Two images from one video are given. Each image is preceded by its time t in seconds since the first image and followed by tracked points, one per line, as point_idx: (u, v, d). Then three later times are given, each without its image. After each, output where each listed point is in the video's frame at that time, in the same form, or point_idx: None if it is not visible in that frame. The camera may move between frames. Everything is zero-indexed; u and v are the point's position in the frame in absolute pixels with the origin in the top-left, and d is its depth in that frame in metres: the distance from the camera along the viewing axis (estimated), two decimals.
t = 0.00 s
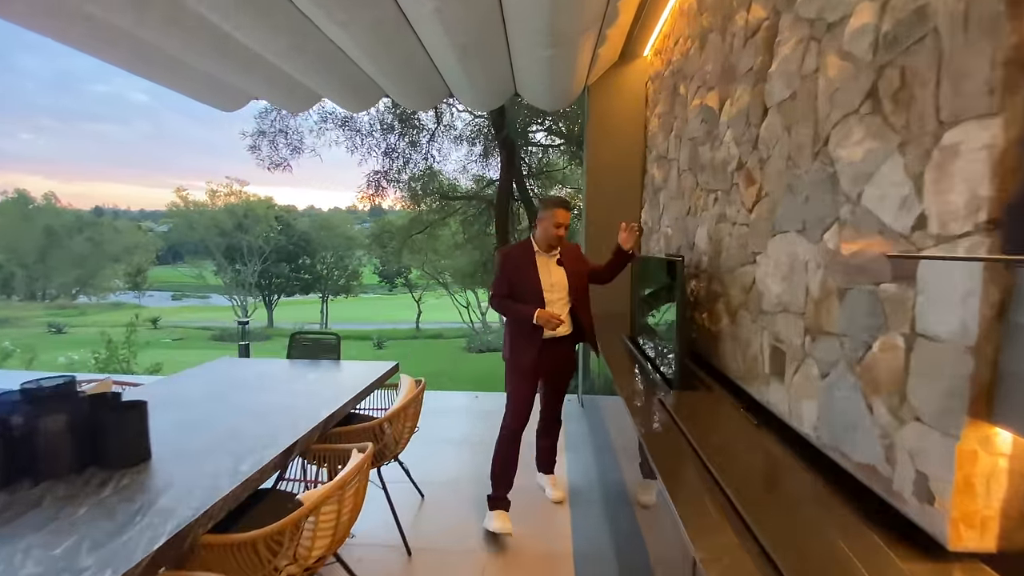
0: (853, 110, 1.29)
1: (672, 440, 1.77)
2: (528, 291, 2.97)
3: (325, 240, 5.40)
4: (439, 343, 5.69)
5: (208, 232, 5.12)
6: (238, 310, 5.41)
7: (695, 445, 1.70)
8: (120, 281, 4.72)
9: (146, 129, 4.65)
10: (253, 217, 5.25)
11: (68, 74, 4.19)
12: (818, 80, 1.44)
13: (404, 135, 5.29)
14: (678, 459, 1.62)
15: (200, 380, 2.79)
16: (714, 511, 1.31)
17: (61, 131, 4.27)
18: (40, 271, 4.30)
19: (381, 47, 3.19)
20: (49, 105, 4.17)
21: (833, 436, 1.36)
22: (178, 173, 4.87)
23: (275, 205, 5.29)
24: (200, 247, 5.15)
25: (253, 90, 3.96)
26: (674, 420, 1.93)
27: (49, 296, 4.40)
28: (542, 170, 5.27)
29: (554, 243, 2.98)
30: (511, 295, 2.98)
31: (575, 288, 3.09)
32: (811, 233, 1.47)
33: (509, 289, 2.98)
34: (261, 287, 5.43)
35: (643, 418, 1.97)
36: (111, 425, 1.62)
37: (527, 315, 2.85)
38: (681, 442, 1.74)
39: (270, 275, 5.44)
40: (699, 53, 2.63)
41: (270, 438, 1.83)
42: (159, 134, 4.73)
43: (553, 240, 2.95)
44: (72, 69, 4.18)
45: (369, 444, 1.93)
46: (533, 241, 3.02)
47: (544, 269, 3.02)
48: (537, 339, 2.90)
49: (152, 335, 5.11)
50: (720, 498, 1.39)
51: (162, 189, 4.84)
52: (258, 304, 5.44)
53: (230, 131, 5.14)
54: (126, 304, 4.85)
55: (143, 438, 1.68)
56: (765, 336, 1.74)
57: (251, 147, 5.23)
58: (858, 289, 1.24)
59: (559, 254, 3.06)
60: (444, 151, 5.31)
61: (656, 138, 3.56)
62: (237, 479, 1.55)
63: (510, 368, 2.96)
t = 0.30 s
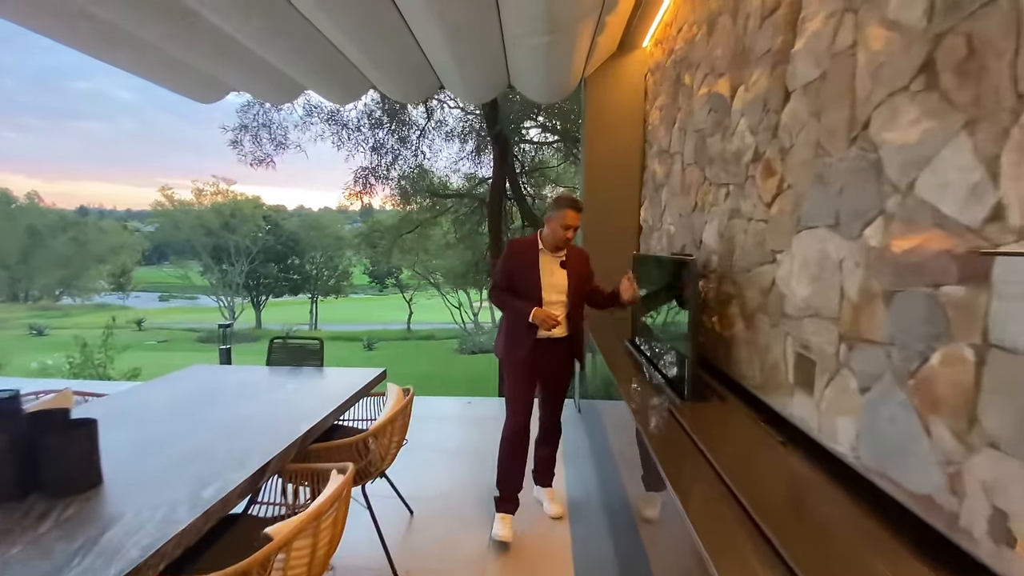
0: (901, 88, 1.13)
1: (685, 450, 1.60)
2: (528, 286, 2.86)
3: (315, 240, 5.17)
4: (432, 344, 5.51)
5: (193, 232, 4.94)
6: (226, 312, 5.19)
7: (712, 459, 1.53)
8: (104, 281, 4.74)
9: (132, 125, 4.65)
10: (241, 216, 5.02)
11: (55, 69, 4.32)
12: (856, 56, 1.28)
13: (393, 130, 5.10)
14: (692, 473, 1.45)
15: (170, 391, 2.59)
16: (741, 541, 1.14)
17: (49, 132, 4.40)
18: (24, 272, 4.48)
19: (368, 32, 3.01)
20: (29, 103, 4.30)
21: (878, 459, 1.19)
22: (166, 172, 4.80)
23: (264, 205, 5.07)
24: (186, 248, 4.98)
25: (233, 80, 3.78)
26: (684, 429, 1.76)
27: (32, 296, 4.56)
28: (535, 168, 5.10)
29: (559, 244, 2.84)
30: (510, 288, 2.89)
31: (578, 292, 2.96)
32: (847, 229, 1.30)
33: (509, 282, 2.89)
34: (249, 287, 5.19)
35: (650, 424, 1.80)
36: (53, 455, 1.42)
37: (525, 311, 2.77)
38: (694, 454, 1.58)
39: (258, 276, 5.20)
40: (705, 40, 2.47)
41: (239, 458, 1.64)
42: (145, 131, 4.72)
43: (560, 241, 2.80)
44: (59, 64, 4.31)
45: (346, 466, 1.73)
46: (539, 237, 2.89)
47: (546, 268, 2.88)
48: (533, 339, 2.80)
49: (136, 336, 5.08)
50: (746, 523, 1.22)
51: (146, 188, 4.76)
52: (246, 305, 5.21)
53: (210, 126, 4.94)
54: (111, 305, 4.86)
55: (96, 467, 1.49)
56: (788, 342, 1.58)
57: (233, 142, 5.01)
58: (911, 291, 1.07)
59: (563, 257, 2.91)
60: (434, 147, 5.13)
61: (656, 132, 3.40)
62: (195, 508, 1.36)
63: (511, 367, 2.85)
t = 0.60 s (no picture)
0: (966, 63, 0.97)
1: (705, 469, 1.42)
2: (527, 289, 2.68)
3: (304, 241, 4.94)
4: (424, 346, 5.34)
5: (179, 232, 4.71)
6: (212, 313, 5.00)
7: (736, 481, 1.36)
8: (86, 284, 4.54)
9: (119, 126, 4.35)
10: (228, 216, 4.78)
11: (42, 68, 4.07)
12: (906, 29, 1.12)
13: (382, 127, 4.93)
14: (713, 492, 1.30)
15: (135, 403, 2.38)
16: None
17: (33, 132, 4.13)
18: (5, 272, 4.29)
19: (359, 20, 2.82)
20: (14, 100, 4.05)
21: (935, 490, 1.04)
22: (153, 172, 4.52)
23: (253, 205, 4.83)
24: (174, 250, 4.77)
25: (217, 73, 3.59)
26: (701, 443, 1.59)
27: (16, 299, 4.39)
28: (528, 166, 4.95)
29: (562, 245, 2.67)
30: (507, 288, 2.73)
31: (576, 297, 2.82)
32: (894, 225, 1.15)
33: (506, 281, 2.73)
34: (237, 288, 4.98)
35: (662, 437, 1.62)
36: None
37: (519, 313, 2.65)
38: (715, 473, 1.40)
39: (246, 277, 4.99)
40: (715, 25, 2.31)
41: (205, 486, 1.45)
42: (135, 132, 4.42)
43: (563, 242, 2.63)
44: (46, 63, 4.08)
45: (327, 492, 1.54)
46: (541, 236, 2.72)
47: (545, 271, 2.72)
48: (529, 343, 2.64)
49: (119, 340, 4.87)
50: (785, 557, 1.05)
51: (128, 187, 4.48)
52: (234, 307, 5.01)
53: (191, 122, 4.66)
54: (96, 307, 4.67)
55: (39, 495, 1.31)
56: (818, 352, 1.43)
57: (214, 138, 4.78)
58: (984, 297, 0.92)
59: (564, 261, 2.74)
60: (425, 144, 4.96)
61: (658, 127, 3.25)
62: (147, 550, 1.17)
63: (507, 372, 2.66)
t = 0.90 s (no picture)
0: None
1: (722, 488, 1.28)
2: (526, 284, 2.56)
3: (292, 240, 4.77)
4: (415, 347, 5.22)
5: (163, 232, 4.52)
6: (197, 315, 4.82)
7: (759, 500, 1.22)
8: (66, 286, 4.31)
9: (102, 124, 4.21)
10: (213, 215, 4.60)
11: (24, 66, 3.93)
12: None
13: (370, 122, 4.77)
14: (729, 510, 1.18)
15: (99, 421, 2.20)
16: None
17: (14, 132, 4.01)
18: None
19: (356, 21, 2.89)
20: None
21: (997, 520, 0.90)
22: (136, 170, 4.36)
23: (239, 204, 4.65)
24: (158, 250, 4.57)
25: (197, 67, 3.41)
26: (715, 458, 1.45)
27: None
28: (521, 163, 4.81)
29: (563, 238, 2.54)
30: (507, 286, 2.62)
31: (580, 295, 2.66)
32: (942, 217, 1.01)
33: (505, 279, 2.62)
34: (224, 289, 4.80)
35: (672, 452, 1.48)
36: None
37: (521, 311, 2.51)
38: (734, 492, 1.27)
39: (233, 278, 4.80)
40: (722, 9, 2.18)
41: (164, 512, 1.30)
42: (118, 129, 4.28)
43: (562, 235, 2.51)
44: (28, 61, 3.93)
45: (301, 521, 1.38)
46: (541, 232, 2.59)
47: (544, 266, 2.58)
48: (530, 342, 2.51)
49: (99, 343, 4.67)
50: None
51: (110, 185, 4.31)
52: (221, 308, 4.84)
53: (168, 116, 4.50)
54: (79, 309, 4.46)
55: None
56: (847, 358, 1.29)
57: (193, 132, 4.60)
58: None
59: (565, 255, 2.62)
60: (414, 140, 4.81)
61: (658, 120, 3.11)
62: None
63: (503, 373, 2.53)
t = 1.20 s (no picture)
0: None
1: (735, 505, 1.15)
2: (517, 281, 2.43)
3: (278, 241, 4.63)
4: (404, 348, 5.08)
5: (145, 232, 4.44)
6: (181, 316, 4.67)
7: (777, 518, 1.08)
8: (48, 285, 4.35)
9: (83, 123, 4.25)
10: (197, 214, 4.51)
11: (5, 65, 4.08)
12: None
13: (353, 115, 4.59)
14: (734, 517, 1.10)
15: (71, 425, 2.07)
16: None
17: None
18: None
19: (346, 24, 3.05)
20: None
21: None
22: (119, 169, 4.35)
23: (224, 203, 4.55)
24: (139, 250, 4.49)
25: (165, 43, 3.30)
26: (725, 468, 1.32)
27: None
28: (511, 160, 4.66)
29: (555, 231, 2.40)
30: (497, 284, 2.49)
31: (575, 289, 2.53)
32: (993, 203, 0.88)
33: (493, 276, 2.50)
34: (209, 289, 4.65)
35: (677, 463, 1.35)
36: None
37: (511, 311, 2.39)
38: (749, 510, 1.13)
39: (217, 278, 4.66)
40: None
41: (103, 542, 1.16)
42: (99, 129, 4.30)
43: (553, 227, 2.37)
44: (9, 60, 4.08)
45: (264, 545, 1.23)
46: (532, 228, 2.47)
47: (535, 261, 2.46)
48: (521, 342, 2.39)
49: (80, 344, 4.62)
50: None
51: (92, 186, 4.32)
52: (205, 309, 4.67)
53: (140, 106, 4.38)
54: (60, 310, 4.48)
55: None
56: (877, 363, 1.16)
57: (168, 124, 4.45)
58: None
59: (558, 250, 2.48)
60: (402, 135, 4.63)
61: (654, 111, 2.99)
62: None
63: (494, 376, 2.44)
